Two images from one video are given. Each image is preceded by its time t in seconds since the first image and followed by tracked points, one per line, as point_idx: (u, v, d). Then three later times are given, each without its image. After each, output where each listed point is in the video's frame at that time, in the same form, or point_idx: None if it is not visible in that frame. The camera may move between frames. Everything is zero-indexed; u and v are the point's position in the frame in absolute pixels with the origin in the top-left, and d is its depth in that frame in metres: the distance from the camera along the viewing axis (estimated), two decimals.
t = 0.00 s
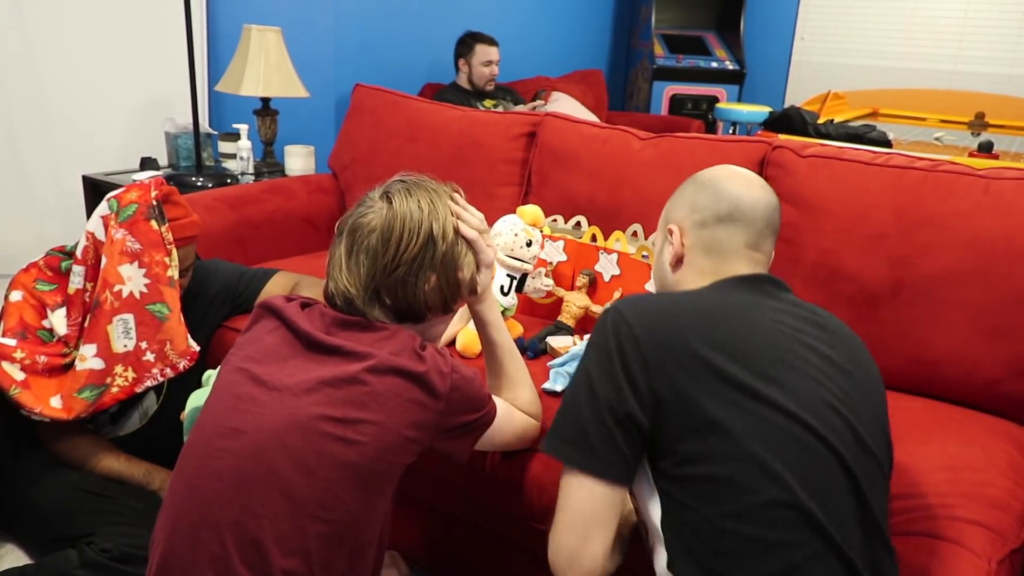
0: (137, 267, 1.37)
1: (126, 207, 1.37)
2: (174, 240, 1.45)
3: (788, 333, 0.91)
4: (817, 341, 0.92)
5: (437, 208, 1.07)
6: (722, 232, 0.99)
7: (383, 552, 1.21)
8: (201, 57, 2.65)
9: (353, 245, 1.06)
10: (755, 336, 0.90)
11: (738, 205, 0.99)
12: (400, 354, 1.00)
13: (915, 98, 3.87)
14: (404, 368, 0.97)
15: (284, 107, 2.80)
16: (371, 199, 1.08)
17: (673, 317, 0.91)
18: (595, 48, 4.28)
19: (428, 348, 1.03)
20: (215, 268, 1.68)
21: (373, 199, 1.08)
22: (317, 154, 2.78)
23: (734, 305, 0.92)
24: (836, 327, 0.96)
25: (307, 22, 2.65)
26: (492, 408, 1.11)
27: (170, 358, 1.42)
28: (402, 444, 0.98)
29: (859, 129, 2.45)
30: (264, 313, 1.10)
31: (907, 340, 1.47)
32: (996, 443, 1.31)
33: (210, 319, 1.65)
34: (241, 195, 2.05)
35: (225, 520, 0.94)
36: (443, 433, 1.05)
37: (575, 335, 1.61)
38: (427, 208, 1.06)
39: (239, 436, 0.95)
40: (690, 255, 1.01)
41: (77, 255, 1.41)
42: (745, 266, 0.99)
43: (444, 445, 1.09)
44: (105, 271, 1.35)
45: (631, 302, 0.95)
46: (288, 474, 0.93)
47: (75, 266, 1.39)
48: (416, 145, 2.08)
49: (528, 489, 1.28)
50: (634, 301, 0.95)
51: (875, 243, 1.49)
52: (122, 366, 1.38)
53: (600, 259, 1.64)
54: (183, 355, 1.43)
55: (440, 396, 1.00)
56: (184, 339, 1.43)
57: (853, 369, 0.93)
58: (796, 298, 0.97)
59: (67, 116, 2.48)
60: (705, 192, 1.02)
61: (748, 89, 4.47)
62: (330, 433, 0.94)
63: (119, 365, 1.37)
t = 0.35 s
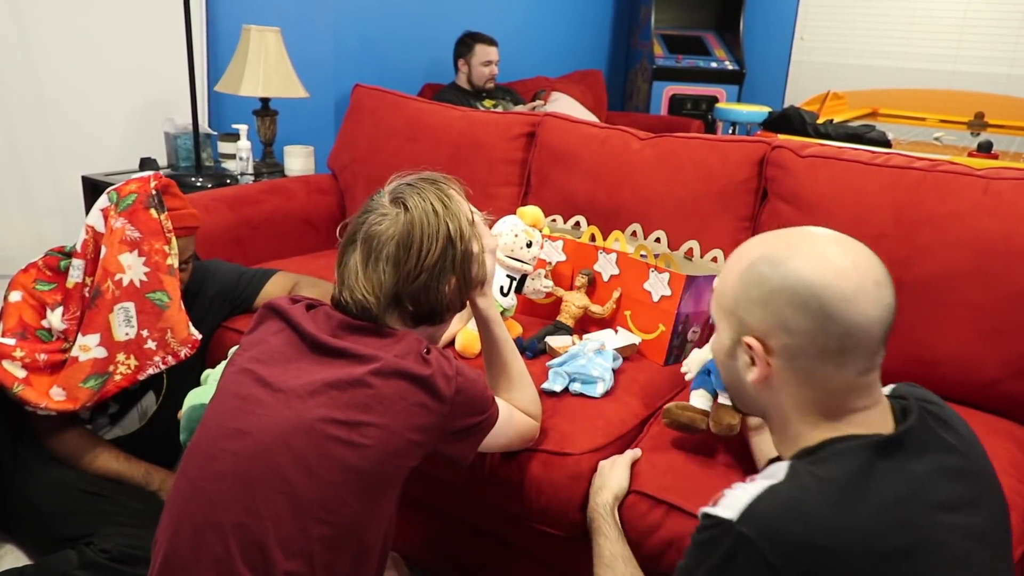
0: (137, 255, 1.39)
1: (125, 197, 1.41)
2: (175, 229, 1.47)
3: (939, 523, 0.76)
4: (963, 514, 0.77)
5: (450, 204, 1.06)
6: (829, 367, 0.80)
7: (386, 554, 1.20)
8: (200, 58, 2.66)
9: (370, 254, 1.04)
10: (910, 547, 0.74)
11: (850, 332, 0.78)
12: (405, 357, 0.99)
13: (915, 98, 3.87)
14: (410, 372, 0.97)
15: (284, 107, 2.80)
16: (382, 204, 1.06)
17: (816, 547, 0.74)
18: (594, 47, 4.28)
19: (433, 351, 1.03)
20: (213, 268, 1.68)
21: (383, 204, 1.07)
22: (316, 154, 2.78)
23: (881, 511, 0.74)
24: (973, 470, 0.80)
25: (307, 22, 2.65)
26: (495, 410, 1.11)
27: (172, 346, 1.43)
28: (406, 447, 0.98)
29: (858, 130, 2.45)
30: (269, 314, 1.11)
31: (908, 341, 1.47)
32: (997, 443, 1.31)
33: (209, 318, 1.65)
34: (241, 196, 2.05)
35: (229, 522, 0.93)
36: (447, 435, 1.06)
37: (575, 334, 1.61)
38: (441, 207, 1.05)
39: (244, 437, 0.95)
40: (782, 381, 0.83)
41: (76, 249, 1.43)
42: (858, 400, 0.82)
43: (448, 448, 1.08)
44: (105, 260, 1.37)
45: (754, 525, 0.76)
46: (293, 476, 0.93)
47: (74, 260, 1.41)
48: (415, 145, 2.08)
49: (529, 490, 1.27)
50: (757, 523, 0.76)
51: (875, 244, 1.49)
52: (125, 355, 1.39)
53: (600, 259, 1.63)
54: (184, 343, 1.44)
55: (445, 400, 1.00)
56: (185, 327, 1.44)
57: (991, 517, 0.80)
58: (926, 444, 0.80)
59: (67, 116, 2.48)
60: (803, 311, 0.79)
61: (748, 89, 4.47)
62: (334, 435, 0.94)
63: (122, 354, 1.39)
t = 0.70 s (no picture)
0: (139, 246, 1.39)
1: (126, 189, 1.42)
2: (177, 220, 1.48)
3: None
4: None
5: (473, 207, 1.09)
6: (928, 427, 0.78)
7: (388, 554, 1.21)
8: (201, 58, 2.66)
9: (411, 277, 1.02)
10: None
11: (954, 397, 0.76)
12: (406, 356, 0.99)
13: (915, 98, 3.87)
14: (410, 371, 0.97)
15: (283, 107, 2.79)
16: (413, 210, 1.06)
17: None
18: (594, 47, 4.28)
19: (433, 350, 1.03)
20: (213, 269, 1.67)
21: (414, 208, 1.06)
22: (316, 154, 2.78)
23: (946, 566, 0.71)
24: None
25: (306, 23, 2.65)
26: (495, 409, 1.11)
27: (176, 337, 1.43)
28: (407, 447, 0.98)
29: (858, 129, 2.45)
30: (268, 314, 1.11)
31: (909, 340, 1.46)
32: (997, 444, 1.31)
33: (210, 319, 1.66)
34: (241, 196, 2.05)
35: (231, 523, 0.93)
36: (446, 434, 1.05)
37: (575, 334, 1.61)
38: (471, 210, 1.08)
39: (244, 438, 0.95)
40: (873, 432, 0.82)
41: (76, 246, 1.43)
42: (954, 460, 0.80)
43: (449, 448, 1.08)
44: (107, 252, 1.37)
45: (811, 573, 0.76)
46: (294, 476, 0.93)
47: (74, 255, 1.40)
48: (415, 145, 2.08)
49: (530, 491, 1.27)
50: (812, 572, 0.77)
51: (875, 244, 1.49)
52: (129, 346, 1.40)
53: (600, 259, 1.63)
54: (188, 333, 1.44)
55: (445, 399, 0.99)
56: (189, 317, 1.44)
57: None
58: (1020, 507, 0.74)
59: (67, 116, 2.48)
60: (907, 369, 0.76)
61: (748, 89, 4.47)
62: (334, 435, 0.94)
63: (126, 345, 1.39)
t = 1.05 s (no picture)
0: (140, 243, 1.41)
1: (125, 187, 1.43)
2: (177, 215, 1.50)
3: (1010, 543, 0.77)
4: None
5: (406, 192, 1.03)
6: (914, 395, 0.79)
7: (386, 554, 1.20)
8: (200, 58, 2.66)
9: (346, 270, 1.00)
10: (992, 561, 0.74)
11: (943, 363, 0.77)
12: (396, 348, 1.00)
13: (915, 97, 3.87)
14: (402, 363, 0.98)
15: (283, 107, 2.79)
16: (343, 208, 1.01)
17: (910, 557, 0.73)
18: (593, 47, 4.28)
19: (424, 343, 1.04)
20: (212, 269, 1.67)
21: (339, 207, 1.02)
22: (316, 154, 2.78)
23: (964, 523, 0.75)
24: None
25: (305, 23, 2.65)
26: (489, 401, 1.11)
27: (176, 333, 1.44)
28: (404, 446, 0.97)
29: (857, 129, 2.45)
30: (257, 315, 1.10)
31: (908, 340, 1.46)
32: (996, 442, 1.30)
33: (209, 319, 1.66)
34: (240, 196, 2.05)
35: (227, 523, 0.93)
36: (442, 426, 1.06)
37: (574, 334, 1.61)
38: (401, 198, 1.02)
39: (238, 438, 0.94)
40: (856, 400, 0.82)
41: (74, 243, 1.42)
42: (932, 429, 0.82)
43: (443, 441, 1.09)
44: (107, 248, 1.38)
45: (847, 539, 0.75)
46: (291, 476, 0.93)
47: (74, 253, 1.40)
48: (414, 145, 2.08)
49: (529, 490, 1.27)
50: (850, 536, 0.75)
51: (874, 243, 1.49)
52: (129, 343, 1.40)
53: (599, 259, 1.64)
54: (189, 329, 1.45)
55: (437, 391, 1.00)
56: (189, 313, 1.45)
57: None
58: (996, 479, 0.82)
59: (66, 117, 2.47)
60: (899, 334, 0.77)
61: (747, 88, 4.47)
62: (331, 432, 0.94)
63: (126, 342, 1.39)
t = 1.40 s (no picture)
0: (143, 236, 1.41)
1: (129, 182, 1.45)
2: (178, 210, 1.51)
3: (996, 499, 0.77)
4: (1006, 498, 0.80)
5: (362, 184, 0.99)
6: (896, 362, 0.79)
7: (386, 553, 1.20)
8: (200, 57, 2.66)
9: (298, 258, 1.01)
10: (988, 517, 0.74)
11: (924, 331, 0.77)
12: (387, 337, 0.99)
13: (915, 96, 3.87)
14: (393, 353, 0.98)
15: (283, 107, 2.79)
16: (298, 195, 1.01)
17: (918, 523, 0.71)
18: (593, 47, 4.28)
19: (415, 329, 1.03)
20: (212, 269, 1.67)
21: (299, 192, 1.02)
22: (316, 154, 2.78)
23: (960, 482, 0.74)
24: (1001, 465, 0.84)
25: (305, 23, 2.65)
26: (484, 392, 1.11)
27: (178, 327, 1.44)
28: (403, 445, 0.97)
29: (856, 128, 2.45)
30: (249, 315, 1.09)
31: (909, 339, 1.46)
32: (996, 440, 1.31)
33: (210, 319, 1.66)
34: (240, 196, 2.05)
35: (227, 522, 0.93)
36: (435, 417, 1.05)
37: (575, 334, 1.61)
38: (352, 190, 0.99)
39: (234, 437, 0.94)
40: (839, 372, 0.82)
41: (75, 239, 1.43)
42: (907, 399, 0.82)
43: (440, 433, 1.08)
44: (110, 242, 1.38)
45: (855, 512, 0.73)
46: (291, 475, 0.93)
47: (75, 247, 1.41)
48: (414, 145, 2.08)
49: (529, 489, 1.27)
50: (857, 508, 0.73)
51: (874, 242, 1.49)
52: (132, 336, 1.40)
53: (599, 259, 1.63)
54: (190, 324, 1.44)
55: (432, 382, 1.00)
56: (191, 308, 1.44)
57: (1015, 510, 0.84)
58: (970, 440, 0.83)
59: (66, 117, 2.47)
60: (884, 304, 0.77)
61: (748, 88, 4.47)
62: (329, 431, 0.94)
63: (129, 335, 1.39)
